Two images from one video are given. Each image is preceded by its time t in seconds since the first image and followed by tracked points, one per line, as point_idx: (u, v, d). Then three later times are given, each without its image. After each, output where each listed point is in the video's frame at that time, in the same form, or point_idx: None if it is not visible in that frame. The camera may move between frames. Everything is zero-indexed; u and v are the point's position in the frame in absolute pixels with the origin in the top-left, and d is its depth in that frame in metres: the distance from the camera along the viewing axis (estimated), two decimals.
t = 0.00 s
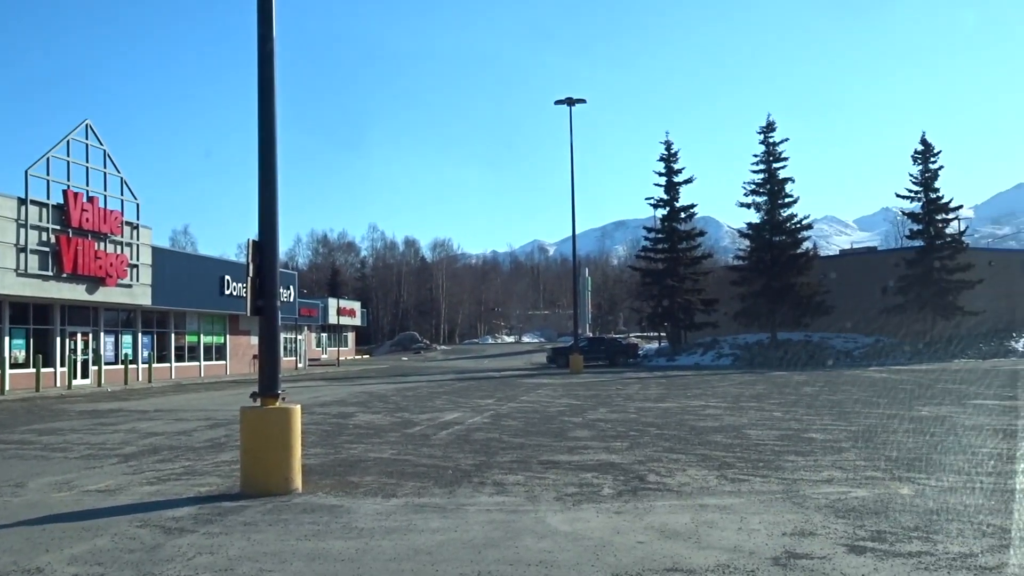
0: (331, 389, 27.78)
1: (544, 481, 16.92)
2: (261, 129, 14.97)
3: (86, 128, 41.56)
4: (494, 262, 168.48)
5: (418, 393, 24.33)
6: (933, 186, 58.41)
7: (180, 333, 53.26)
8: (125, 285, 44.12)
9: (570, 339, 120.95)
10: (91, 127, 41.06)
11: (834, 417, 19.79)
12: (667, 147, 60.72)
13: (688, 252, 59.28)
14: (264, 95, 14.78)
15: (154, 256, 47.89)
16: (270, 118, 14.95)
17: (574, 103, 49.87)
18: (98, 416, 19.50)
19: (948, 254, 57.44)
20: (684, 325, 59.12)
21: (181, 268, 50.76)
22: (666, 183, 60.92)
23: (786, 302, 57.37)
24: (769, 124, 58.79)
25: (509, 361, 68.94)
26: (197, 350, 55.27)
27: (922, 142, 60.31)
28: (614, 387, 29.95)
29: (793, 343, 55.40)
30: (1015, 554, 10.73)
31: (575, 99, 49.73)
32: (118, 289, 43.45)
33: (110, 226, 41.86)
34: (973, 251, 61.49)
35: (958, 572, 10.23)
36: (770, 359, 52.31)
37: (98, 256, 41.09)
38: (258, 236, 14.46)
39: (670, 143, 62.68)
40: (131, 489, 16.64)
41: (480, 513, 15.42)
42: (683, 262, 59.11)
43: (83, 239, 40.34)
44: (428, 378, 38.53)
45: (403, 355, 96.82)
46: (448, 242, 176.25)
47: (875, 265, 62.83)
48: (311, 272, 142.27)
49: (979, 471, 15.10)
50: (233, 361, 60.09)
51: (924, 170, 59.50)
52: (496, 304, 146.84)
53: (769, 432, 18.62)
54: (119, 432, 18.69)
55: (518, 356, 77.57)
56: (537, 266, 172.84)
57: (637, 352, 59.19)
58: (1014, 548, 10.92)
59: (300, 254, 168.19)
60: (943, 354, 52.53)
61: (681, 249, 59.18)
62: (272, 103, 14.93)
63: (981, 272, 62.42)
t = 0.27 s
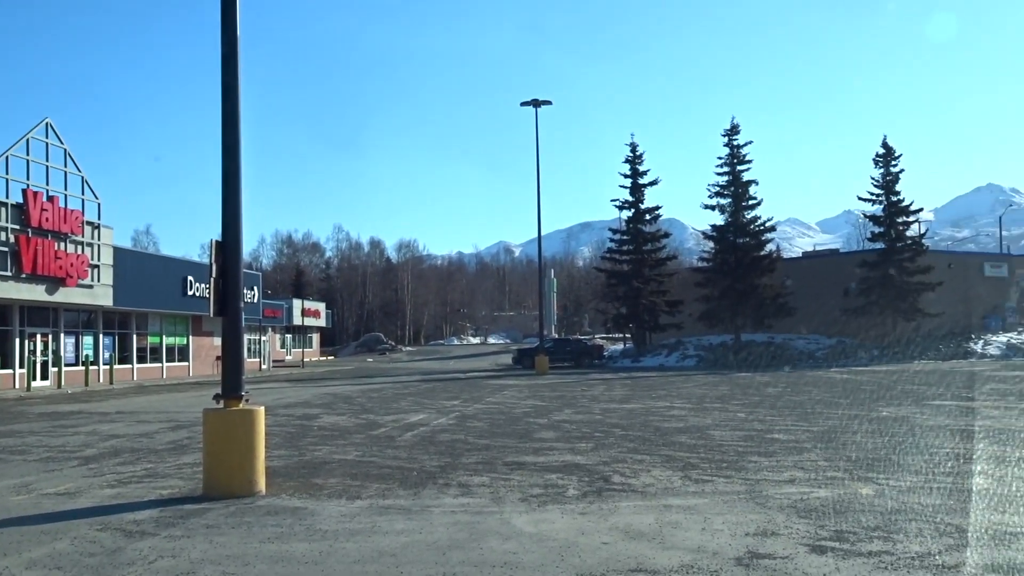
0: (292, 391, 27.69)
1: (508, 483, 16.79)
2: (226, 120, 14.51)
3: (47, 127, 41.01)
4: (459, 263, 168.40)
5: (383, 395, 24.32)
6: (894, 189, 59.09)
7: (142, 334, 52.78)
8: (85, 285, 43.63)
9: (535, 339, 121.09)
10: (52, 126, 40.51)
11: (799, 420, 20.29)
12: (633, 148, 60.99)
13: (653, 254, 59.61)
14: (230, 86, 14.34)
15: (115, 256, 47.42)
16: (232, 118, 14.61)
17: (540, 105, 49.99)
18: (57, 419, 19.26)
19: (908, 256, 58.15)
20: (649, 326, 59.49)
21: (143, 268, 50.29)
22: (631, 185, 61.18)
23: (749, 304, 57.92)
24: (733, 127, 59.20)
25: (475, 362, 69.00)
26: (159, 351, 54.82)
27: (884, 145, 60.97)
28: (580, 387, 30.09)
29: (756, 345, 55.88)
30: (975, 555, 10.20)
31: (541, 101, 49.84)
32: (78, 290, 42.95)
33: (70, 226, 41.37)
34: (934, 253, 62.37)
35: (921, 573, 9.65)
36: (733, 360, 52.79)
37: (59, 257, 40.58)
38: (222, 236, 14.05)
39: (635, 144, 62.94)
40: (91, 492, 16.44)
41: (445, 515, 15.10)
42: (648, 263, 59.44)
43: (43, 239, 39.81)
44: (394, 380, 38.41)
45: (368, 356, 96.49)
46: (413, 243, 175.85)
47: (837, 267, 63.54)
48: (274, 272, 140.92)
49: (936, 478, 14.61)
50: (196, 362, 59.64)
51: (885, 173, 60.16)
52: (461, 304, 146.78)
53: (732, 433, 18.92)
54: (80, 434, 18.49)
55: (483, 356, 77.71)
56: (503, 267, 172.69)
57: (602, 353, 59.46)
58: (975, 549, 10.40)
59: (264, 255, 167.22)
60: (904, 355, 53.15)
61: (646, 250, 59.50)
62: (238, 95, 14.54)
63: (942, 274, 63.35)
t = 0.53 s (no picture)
0: (254, 393, 27.56)
1: (472, 483, 15.77)
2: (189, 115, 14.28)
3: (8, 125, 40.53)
4: (426, 263, 168.36)
5: (348, 395, 24.28)
6: (857, 190, 59.67)
7: (104, 334, 52.28)
8: (46, 285, 43.14)
9: (502, 339, 121.16)
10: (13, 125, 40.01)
11: (763, 418, 20.62)
12: (600, 149, 61.22)
13: (619, 254, 59.88)
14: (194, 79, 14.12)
15: (76, 256, 46.95)
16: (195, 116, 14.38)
17: (506, 105, 50.11)
18: (15, 420, 19.01)
19: (871, 256, 58.73)
20: (614, 326, 59.78)
21: (105, 268, 49.82)
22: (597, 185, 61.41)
23: (713, 304, 58.26)
24: (698, 128, 59.54)
25: (440, 362, 69.00)
26: (121, 351, 54.35)
27: (847, 146, 61.50)
28: (547, 387, 30.08)
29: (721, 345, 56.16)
30: (940, 551, 10.00)
31: (507, 101, 50.00)
32: (38, 289, 42.47)
33: (30, 225, 40.89)
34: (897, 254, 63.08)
35: (891, 571, 9.30)
36: (698, 359, 53.14)
37: (18, 256, 40.08)
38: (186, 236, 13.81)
39: (601, 145, 63.12)
40: (51, 494, 16.25)
41: (409, 515, 13.55)
42: (614, 264, 59.71)
43: (3, 238, 39.31)
44: (358, 380, 38.32)
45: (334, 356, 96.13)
46: (380, 243, 175.57)
47: (801, 268, 64.04)
48: (239, 272, 139.74)
49: (897, 477, 14.67)
50: (159, 362, 59.18)
51: (848, 174, 60.71)
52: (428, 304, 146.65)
53: (697, 432, 19.13)
54: (39, 435, 18.27)
55: (449, 357, 77.81)
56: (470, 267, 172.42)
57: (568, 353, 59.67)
58: (940, 546, 10.20)
59: (229, 254, 166.21)
60: (865, 355, 53.58)
61: (612, 251, 59.77)
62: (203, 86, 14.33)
63: (904, 274, 64.05)
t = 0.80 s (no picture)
0: (215, 395, 27.31)
1: (437, 485, 15.70)
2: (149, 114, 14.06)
3: None
4: (388, 264, 167.73)
5: (309, 397, 24.15)
6: (816, 191, 60.45)
7: (60, 336, 51.53)
8: None
9: (465, 340, 121.01)
10: None
11: (723, 418, 20.85)
12: (561, 150, 61.30)
13: (581, 255, 60.08)
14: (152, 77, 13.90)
15: (32, 257, 46.23)
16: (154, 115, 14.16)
17: (468, 105, 50.06)
18: None
19: (830, 257, 59.54)
20: (577, 326, 60.01)
21: (62, 269, 49.09)
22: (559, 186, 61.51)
23: (675, 305, 58.73)
24: (659, 129, 59.93)
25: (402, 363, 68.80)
26: (78, 353, 53.60)
27: (805, 148, 62.22)
28: (509, 388, 30.13)
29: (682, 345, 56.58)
30: (895, 549, 10.14)
31: (469, 102, 49.97)
32: None
33: None
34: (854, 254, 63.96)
35: (844, 566, 9.52)
36: (659, 359, 53.53)
37: None
38: (144, 238, 13.64)
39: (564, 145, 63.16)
40: (6, 500, 15.96)
41: (372, 518, 13.46)
42: (576, 264, 59.93)
43: None
44: (319, 382, 38.15)
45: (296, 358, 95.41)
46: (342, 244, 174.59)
47: (761, 268, 64.73)
48: (198, 274, 138.04)
49: (855, 475, 14.89)
50: (117, 365, 58.42)
51: (806, 176, 61.44)
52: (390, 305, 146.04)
53: (658, 432, 19.34)
54: None
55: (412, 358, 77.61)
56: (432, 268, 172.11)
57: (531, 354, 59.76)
58: (895, 544, 10.35)
59: (188, 256, 164.40)
60: (823, 355, 54.27)
61: (575, 252, 59.97)
62: (162, 80, 14.10)
63: (861, 275, 64.97)
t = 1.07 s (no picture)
0: (170, 396, 27.01)
1: (395, 485, 15.66)
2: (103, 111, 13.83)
3: None
4: (347, 264, 166.63)
5: (267, 398, 23.97)
6: (772, 192, 61.22)
7: (11, 336, 50.59)
8: None
9: (423, 339, 120.56)
10: None
11: (681, 417, 21.05)
12: (520, 150, 61.33)
13: (540, 255, 60.20)
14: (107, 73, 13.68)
15: None
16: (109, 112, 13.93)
17: (427, 105, 49.93)
18: None
19: (786, 257, 60.28)
20: (536, 326, 60.14)
21: (13, 268, 48.19)
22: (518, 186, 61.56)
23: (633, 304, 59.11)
24: (618, 130, 60.27)
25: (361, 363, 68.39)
26: (29, 354, 52.68)
27: (762, 150, 62.93)
28: (468, 388, 30.13)
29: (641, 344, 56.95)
30: (847, 545, 10.33)
31: (428, 101, 49.85)
32: None
33: None
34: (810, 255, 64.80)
35: (799, 562, 9.69)
36: (618, 359, 53.84)
37: None
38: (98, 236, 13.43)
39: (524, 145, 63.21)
40: None
41: (330, 519, 13.39)
42: (535, 264, 60.05)
43: None
44: (277, 383, 37.87)
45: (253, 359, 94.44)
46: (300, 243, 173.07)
47: (719, 268, 65.35)
48: (153, 273, 136.10)
49: (812, 473, 15.08)
50: (70, 366, 57.45)
51: (763, 177, 62.17)
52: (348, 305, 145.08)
53: (616, 431, 19.48)
54: None
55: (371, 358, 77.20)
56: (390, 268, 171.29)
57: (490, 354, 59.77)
58: (848, 540, 10.54)
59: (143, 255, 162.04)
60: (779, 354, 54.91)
61: (534, 251, 60.06)
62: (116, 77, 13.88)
63: (817, 275, 65.83)
